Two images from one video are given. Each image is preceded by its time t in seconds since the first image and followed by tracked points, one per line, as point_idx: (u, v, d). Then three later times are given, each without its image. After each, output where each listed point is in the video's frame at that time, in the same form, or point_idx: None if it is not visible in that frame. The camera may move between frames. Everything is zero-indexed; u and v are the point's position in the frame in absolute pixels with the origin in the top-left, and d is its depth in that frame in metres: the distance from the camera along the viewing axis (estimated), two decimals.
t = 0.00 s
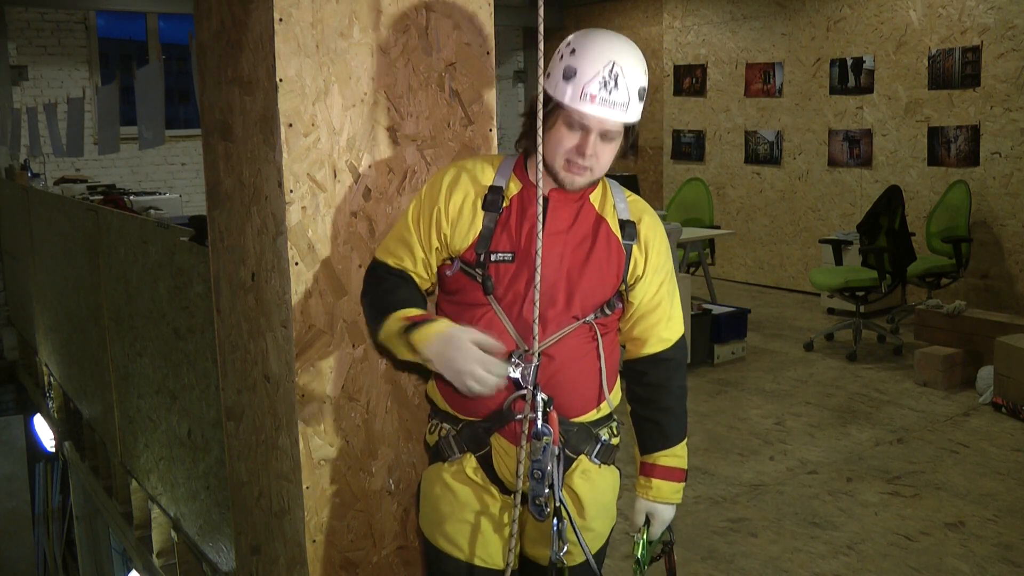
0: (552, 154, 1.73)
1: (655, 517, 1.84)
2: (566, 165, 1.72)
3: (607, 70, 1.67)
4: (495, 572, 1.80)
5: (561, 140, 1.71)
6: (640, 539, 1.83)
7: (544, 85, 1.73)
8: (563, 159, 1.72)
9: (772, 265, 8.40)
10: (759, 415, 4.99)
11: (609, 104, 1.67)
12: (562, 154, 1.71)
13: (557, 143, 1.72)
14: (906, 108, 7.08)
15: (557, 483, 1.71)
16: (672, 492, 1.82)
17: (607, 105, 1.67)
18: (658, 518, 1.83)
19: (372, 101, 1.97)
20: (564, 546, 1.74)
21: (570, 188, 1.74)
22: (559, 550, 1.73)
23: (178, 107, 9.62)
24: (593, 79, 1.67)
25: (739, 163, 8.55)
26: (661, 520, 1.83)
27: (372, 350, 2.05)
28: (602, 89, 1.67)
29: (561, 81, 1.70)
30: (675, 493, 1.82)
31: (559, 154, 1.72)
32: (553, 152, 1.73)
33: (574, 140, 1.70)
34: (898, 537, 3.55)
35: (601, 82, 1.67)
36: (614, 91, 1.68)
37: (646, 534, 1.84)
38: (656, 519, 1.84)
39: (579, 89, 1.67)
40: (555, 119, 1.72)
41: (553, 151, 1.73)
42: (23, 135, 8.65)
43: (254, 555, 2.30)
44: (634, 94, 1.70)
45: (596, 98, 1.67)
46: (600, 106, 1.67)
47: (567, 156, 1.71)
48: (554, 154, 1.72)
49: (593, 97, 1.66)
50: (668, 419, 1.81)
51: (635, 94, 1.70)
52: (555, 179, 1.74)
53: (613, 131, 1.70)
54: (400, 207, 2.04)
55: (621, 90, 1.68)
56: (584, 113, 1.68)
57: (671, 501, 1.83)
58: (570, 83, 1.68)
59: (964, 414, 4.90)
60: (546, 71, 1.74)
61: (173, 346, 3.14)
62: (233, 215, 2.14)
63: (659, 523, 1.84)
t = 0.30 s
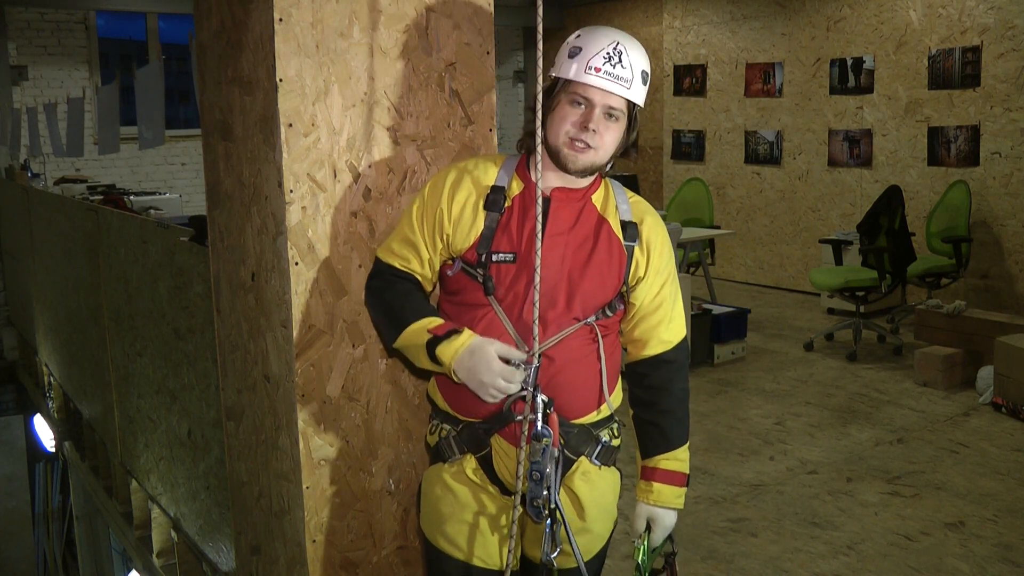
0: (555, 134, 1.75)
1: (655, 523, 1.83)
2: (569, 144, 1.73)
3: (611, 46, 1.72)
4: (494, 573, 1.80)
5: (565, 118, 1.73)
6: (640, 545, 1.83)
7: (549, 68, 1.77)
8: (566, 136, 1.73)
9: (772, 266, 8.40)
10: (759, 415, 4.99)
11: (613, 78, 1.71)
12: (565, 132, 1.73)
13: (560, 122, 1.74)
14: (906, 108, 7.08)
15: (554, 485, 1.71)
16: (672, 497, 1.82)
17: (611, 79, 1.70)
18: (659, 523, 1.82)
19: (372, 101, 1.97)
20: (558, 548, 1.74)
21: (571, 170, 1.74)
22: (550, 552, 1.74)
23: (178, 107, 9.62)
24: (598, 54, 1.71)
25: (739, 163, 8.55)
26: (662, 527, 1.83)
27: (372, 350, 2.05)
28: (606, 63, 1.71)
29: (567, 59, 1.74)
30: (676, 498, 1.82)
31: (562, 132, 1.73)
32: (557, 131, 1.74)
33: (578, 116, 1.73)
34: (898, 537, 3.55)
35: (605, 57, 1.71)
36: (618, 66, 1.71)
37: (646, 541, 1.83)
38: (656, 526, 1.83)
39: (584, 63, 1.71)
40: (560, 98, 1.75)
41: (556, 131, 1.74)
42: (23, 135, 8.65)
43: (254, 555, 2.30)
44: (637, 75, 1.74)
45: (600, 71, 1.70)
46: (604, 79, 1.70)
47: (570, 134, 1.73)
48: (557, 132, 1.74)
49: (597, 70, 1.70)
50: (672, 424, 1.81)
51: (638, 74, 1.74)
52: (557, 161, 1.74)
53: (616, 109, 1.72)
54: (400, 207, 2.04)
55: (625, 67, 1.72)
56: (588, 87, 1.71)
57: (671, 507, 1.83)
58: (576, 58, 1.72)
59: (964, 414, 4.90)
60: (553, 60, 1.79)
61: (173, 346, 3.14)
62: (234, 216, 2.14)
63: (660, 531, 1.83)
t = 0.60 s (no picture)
0: (554, 142, 1.76)
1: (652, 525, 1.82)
2: (569, 152, 1.74)
3: (608, 54, 1.71)
4: (494, 572, 1.80)
5: (563, 126, 1.74)
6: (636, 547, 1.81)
7: (547, 73, 1.77)
8: (565, 145, 1.74)
9: (772, 266, 8.40)
10: (759, 415, 4.99)
11: (609, 87, 1.70)
12: (564, 140, 1.74)
13: (559, 130, 1.74)
14: (906, 108, 7.08)
15: (555, 485, 1.71)
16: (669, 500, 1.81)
17: (606, 88, 1.70)
18: (656, 526, 1.81)
19: (372, 101, 1.97)
20: (559, 551, 1.75)
21: (572, 176, 1.75)
22: (554, 553, 1.75)
23: (178, 107, 9.63)
24: (594, 63, 1.70)
25: (739, 163, 8.55)
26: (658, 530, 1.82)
27: (372, 350, 2.05)
28: (603, 72, 1.70)
29: (564, 66, 1.73)
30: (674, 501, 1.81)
31: (561, 141, 1.74)
32: (556, 139, 1.75)
33: (576, 125, 1.73)
34: (898, 537, 3.55)
35: (602, 65, 1.70)
36: (614, 74, 1.70)
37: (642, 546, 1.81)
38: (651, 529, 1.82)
39: (580, 72, 1.70)
40: (559, 105, 1.75)
41: (556, 139, 1.75)
42: (23, 135, 8.65)
43: (254, 555, 2.30)
44: (636, 80, 1.73)
45: (596, 80, 1.70)
46: (600, 89, 1.70)
47: (568, 142, 1.73)
48: (556, 141, 1.75)
49: (593, 80, 1.70)
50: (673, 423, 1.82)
51: (637, 80, 1.73)
52: (558, 168, 1.76)
53: (614, 117, 1.72)
54: (400, 208, 2.04)
55: (621, 74, 1.71)
56: (585, 96, 1.71)
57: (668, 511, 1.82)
58: (572, 66, 1.72)
59: (964, 414, 4.90)
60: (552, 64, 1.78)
61: (173, 346, 3.14)
62: (234, 216, 2.14)
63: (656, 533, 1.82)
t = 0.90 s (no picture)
0: (555, 142, 1.75)
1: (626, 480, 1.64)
2: (570, 150, 1.73)
3: (606, 50, 1.71)
4: (495, 572, 1.81)
5: (565, 125, 1.73)
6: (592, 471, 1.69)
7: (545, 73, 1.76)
8: (568, 143, 1.73)
9: (772, 266, 8.40)
10: (759, 415, 4.99)
11: (609, 82, 1.70)
12: (566, 139, 1.73)
13: (560, 130, 1.74)
14: (906, 108, 7.08)
15: (554, 485, 1.71)
16: (650, 450, 1.70)
17: (606, 83, 1.70)
18: (632, 460, 1.65)
19: (373, 101, 1.97)
20: (558, 548, 1.76)
21: (574, 175, 1.74)
22: (551, 552, 1.76)
23: (178, 107, 9.63)
24: (592, 59, 1.70)
25: (739, 163, 8.55)
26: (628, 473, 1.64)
27: (372, 349, 2.05)
28: (601, 68, 1.70)
29: (562, 65, 1.73)
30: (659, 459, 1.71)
31: (563, 140, 1.73)
32: (557, 138, 1.74)
33: (577, 122, 1.72)
34: (898, 537, 3.55)
35: (600, 61, 1.70)
36: (613, 69, 1.71)
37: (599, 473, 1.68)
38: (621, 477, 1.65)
39: (579, 69, 1.70)
40: (558, 104, 1.74)
41: (557, 138, 1.74)
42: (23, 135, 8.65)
43: (254, 555, 2.30)
44: (634, 75, 1.73)
45: (595, 76, 1.70)
46: (600, 85, 1.70)
47: (570, 141, 1.73)
48: (558, 140, 1.74)
49: (592, 76, 1.70)
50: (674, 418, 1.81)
51: (635, 75, 1.73)
52: (559, 168, 1.75)
53: (614, 112, 1.72)
54: (400, 208, 2.04)
55: (620, 69, 1.71)
56: (585, 92, 1.71)
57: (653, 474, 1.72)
58: (570, 64, 1.72)
59: (964, 414, 4.90)
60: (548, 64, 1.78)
61: (173, 346, 3.14)
62: (234, 216, 2.14)
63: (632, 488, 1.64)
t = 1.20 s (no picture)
0: (553, 141, 1.74)
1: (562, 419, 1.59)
2: (569, 149, 1.73)
3: (600, 46, 1.71)
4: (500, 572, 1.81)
5: (563, 123, 1.73)
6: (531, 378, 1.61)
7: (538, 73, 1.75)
8: (566, 141, 1.73)
9: (772, 266, 8.40)
10: (759, 415, 5.00)
11: (606, 78, 1.70)
12: (565, 138, 1.73)
13: (559, 128, 1.73)
14: (906, 108, 7.08)
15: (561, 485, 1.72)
16: (605, 394, 1.64)
17: (603, 80, 1.70)
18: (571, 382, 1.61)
19: (373, 101, 1.97)
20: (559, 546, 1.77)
21: (574, 173, 1.75)
22: (553, 549, 1.76)
23: (178, 107, 9.64)
24: (588, 56, 1.70)
25: (739, 163, 8.55)
26: (571, 401, 1.58)
27: (372, 350, 2.05)
28: (597, 65, 1.70)
29: (556, 63, 1.72)
30: (618, 411, 1.64)
31: (562, 138, 1.73)
32: (556, 137, 1.74)
33: (575, 119, 1.72)
34: (898, 537, 3.55)
35: (595, 58, 1.70)
36: (608, 65, 1.71)
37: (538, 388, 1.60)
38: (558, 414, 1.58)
39: (575, 67, 1.70)
40: (554, 103, 1.73)
41: (556, 137, 1.74)
42: (23, 135, 8.66)
43: (254, 555, 2.30)
44: (627, 70, 1.74)
45: (592, 73, 1.70)
46: (597, 81, 1.69)
47: (570, 139, 1.73)
48: (556, 138, 1.73)
49: (589, 73, 1.70)
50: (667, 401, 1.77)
51: (628, 70, 1.74)
52: (558, 165, 1.75)
53: (610, 108, 1.73)
54: (400, 208, 2.04)
55: (615, 65, 1.72)
56: (582, 89, 1.70)
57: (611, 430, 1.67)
58: (565, 62, 1.71)
59: (964, 414, 4.90)
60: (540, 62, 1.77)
61: (173, 346, 3.14)
62: (234, 216, 2.14)
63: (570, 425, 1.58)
